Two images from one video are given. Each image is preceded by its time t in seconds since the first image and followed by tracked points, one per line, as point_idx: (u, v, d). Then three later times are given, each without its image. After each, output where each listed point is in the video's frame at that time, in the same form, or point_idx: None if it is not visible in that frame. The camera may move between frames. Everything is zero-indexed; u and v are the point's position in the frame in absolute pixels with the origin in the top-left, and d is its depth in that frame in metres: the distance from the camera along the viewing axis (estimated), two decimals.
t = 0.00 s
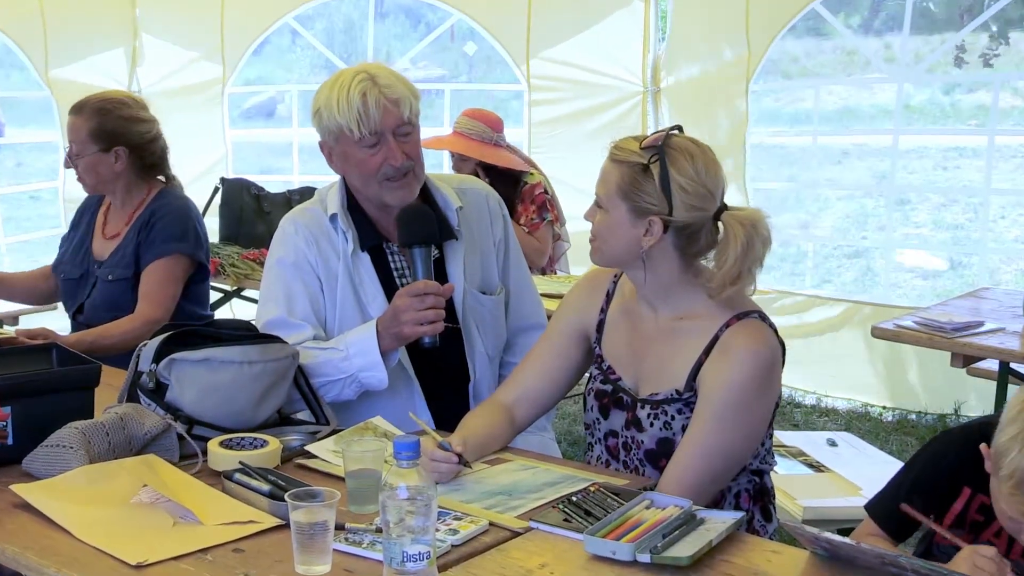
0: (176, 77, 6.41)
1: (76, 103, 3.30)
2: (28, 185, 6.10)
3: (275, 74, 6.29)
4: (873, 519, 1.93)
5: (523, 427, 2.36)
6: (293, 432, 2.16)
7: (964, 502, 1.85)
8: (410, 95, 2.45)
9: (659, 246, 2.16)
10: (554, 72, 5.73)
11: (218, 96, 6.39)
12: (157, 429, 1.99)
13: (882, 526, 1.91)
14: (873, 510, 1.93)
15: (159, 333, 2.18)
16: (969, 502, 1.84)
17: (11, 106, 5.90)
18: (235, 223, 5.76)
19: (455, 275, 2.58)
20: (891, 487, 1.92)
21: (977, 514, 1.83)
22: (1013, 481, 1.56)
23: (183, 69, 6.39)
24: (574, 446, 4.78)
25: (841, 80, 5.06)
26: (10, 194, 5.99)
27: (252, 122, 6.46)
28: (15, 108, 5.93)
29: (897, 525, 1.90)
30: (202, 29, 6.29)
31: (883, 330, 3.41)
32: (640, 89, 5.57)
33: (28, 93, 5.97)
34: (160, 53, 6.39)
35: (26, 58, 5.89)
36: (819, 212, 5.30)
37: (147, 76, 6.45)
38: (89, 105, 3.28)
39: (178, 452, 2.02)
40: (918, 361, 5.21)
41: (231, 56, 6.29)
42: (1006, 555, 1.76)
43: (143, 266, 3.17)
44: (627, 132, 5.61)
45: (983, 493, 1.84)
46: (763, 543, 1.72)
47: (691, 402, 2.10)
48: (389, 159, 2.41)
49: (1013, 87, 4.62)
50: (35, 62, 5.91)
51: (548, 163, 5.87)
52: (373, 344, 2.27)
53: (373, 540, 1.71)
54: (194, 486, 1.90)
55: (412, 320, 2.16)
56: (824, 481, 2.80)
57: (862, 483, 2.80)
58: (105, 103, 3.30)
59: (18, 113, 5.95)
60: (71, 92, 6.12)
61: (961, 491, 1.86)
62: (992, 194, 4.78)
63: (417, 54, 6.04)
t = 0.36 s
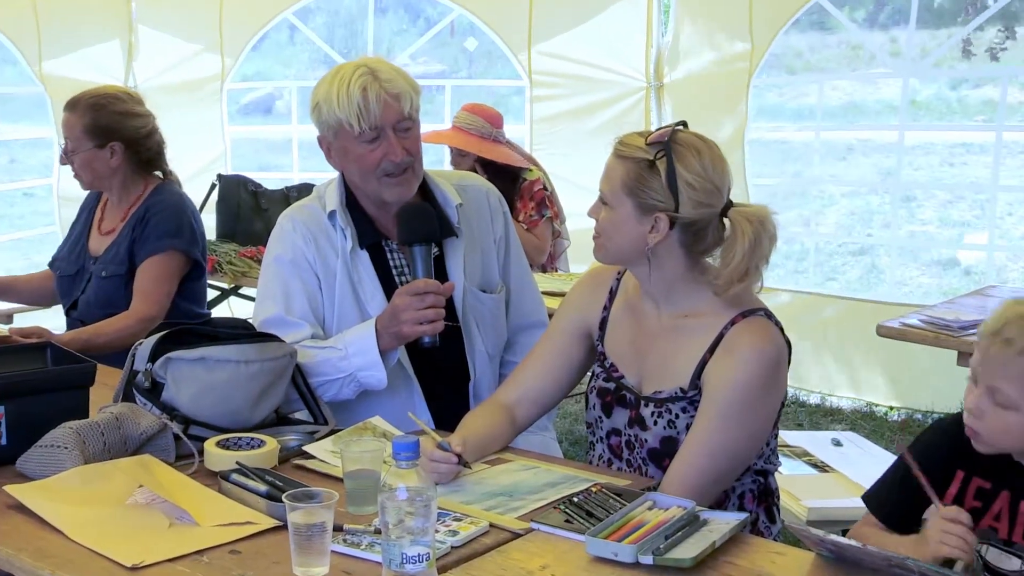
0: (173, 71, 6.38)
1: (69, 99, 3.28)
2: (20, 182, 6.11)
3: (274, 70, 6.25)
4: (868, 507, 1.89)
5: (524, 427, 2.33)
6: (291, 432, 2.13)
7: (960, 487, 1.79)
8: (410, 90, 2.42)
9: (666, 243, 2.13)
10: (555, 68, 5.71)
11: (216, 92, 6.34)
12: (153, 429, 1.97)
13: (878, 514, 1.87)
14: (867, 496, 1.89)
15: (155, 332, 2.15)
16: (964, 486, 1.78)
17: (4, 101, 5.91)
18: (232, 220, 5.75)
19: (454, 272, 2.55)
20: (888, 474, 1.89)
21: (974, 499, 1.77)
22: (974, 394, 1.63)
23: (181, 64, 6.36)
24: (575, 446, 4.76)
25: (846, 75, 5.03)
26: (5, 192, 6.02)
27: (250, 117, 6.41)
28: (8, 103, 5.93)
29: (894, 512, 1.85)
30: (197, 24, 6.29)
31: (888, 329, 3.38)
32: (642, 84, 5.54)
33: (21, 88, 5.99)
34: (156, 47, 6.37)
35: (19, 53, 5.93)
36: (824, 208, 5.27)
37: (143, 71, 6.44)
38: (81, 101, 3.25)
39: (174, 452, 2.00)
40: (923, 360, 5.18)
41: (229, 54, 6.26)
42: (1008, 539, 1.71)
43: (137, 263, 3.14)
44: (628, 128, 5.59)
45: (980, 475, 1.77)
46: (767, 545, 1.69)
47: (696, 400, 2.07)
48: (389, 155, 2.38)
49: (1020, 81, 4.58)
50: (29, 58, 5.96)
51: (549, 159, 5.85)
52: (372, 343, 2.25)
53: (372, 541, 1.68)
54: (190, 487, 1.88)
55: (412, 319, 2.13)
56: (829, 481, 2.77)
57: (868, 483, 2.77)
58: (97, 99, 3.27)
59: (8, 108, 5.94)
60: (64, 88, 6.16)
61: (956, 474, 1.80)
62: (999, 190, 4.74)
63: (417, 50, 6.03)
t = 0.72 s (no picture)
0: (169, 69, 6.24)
1: (79, 91, 3.28)
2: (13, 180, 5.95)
3: (269, 65, 6.26)
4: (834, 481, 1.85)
5: (523, 426, 2.31)
6: (288, 432, 2.11)
7: (932, 465, 1.73)
8: (407, 87, 2.40)
9: (666, 241, 2.10)
10: (554, 63, 5.70)
11: (212, 87, 6.22)
12: (149, 428, 1.95)
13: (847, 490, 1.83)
14: (833, 469, 1.85)
15: (151, 331, 2.13)
16: (935, 463, 1.72)
17: None
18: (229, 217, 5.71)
19: (452, 271, 2.53)
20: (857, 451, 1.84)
21: (947, 476, 1.70)
22: (933, 344, 1.65)
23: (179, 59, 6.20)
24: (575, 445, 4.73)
25: (849, 69, 4.99)
26: None
27: (247, 114, 6.37)
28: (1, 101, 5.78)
29: (863, 489, 1.82)
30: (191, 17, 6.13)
31: (888, 325, 3.36)
32: (642, 79, 5.55)
33: (13, 85, 5.82)
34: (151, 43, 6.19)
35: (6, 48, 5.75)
36: (828, 204, 5.24)
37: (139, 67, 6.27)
38: (98, 92, 3.27)
39: (169, 452, 1.98)
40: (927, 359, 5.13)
41: (226, 48, 6.16)
42: (984, 513, 1.64)
43: (132, 258, 3.12)
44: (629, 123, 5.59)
45: (950, 451, 1.71)
46: (769, 544, 1.67)
47: (697, 399, 2.05)
48: (384, 151, 2.36)
49: None
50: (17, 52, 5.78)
51: (550, 155, 5.82)
52: (369, 340, 2.23)
53: (369, 542, 1.66)
54: (185, 487, 1.86)
55: (407, 313, 2.11)
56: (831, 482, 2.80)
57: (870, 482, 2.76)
58: (114, 91, 3.29)
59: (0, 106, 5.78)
60: (56, 86, 5.98)
61: (924, 450, 1.75)
62: (1004, 185, 4.70)
63: (416, 44, 6.04)
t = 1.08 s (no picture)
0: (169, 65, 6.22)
1: (88, 87, 3.26)
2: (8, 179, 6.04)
3: (267, 63, 6.20)
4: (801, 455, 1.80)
5: (523, 427, 2.29)
6: (286, 433, 2.09)
7: (910, 455, 1.71)
8: (405, 84, 2.38)
9: (667, 240, 2.08)
10: (555, 60, 5.67)
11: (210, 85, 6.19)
12: (144, 430, 1.93)
13: (815, 467, 1.78)
14: (802, 441, 1.80)
15: (147, 330, 2.11)
16: (914, 453, 1.70)
17: None
18: (226, 216, 5.70)
19: (452, 271, 2.51)
20: (825, 428, 1.80)
21: (927, 467, 1.69)
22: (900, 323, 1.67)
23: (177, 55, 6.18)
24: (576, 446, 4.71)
25: (853, 66, 4.96)
26: None
27: (245, 112, 6.34)
28: None
29: (832, 468, 1.78)
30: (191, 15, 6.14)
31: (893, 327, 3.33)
32: (645, 77, 5.51)
33: (7, 84, 5.94)
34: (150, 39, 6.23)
35: None
36: (832, 203, 5.21)
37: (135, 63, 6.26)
38: (111, 90, 3.26)
39: (166, 454, 1.96)
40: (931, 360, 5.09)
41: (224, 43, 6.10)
42: (968, 498, 1.64)
43: (129, 257, 3.10)
44: (632, 120, 5.55)
45: (927, 440, 1.70)
46: (771, 547, 1.65)
47: (698, 401, 2.03)
48: (382, 149, 2.33)
49: None
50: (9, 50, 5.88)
51: (550, 154, 5.79)
52: (368, 342, 2.21)
53: (367, 544, 1.64)
54: (182, 488, 1.84)
55: (410, 323, 2.10)
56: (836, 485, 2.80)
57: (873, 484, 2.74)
58: (126, 90, 3.29)
59: None
60: (51, 84, 6.05)
61: (901, 442, 1.72)
62: (1010, 184, 4.67)
63: (416, 42, 6.01)
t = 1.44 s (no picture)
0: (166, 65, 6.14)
1: (86, 88, 3.24)
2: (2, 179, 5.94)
3: (264, 63, 6.18)
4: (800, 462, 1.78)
5: (524, 430, 2.27)
6: (284, 436, 2.07)
7: (904, 455, 1.73)
8: (405, 84, 2.36)
9: (669, 242, 2.06)
10: (556, 59, 5.65)
11: (207, 86, 6.18)
12: (141, 432, 1.91)
13: (813, 472, 1.77)
14: (799, 448, 1.79)
15: (144, 332, 2.09)
16: (909, 453, 1.73)
17: None
18: (223, 217, 5.68)
19: (452, 273, 2.49)
20: (820, 433, 1.79)
21: (922, 466, 1.71)
22: (893, 315, 1.71)
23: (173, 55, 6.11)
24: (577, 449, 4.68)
25: (857, 65, 4.93)
26: None
27: (242, 111, 6.30)
28: None
29: (828, 473, 1.77)
30: (188, 14, 6.06)
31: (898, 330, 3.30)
32: (646, 77, 5.50)
33: None
34: (144, 40, 6.09)
35: None
36: (836, 204, 5.18)
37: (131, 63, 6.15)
38: (111, 91, 3.25)
39: (163, 457, 1.94)
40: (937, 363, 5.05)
41: (221, 43, 6.09)
42: (963, 494, 1.67)
43: (128, 259, 3.09)
44: (634, 120, 5.52)
45: (920, 439, 1.72)
46: (774, 551, 1.62)
47: (701, 406, 2.01)
48: (379, 149, 2.31)
49: None
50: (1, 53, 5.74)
51: (552, 154, 5.77)
52: (366, 345, 2.19)
53: (366, 548, 1.63)
54: (179, 492, 1.82)
55: (408, 323, 2.08)
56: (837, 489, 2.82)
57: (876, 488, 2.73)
58: (124, 91, 3.28)
59: None
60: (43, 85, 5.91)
61: (895, 442, 1.74)
62: (1016, 184, 4.63)
63: (415, 41, 5.96)
